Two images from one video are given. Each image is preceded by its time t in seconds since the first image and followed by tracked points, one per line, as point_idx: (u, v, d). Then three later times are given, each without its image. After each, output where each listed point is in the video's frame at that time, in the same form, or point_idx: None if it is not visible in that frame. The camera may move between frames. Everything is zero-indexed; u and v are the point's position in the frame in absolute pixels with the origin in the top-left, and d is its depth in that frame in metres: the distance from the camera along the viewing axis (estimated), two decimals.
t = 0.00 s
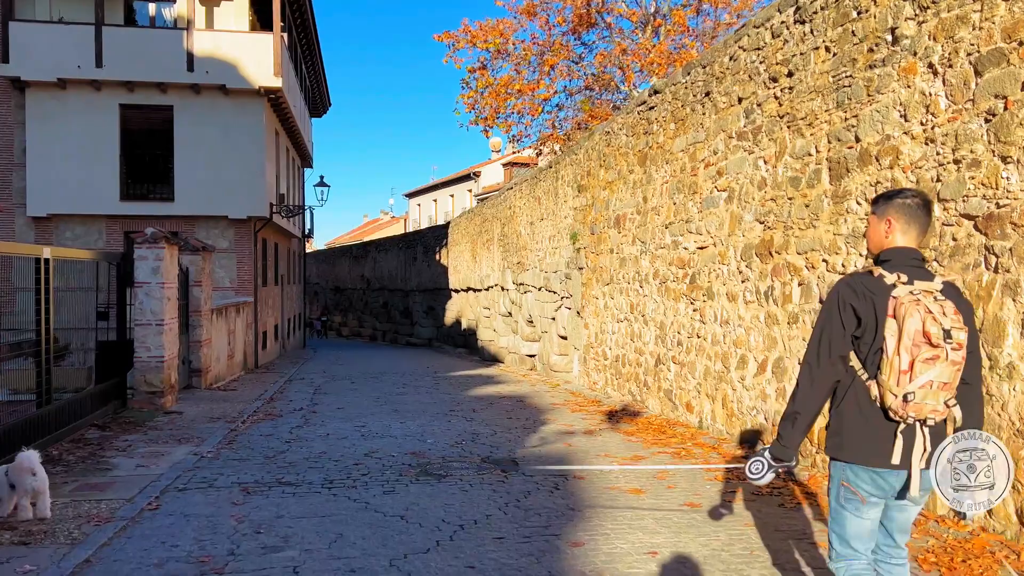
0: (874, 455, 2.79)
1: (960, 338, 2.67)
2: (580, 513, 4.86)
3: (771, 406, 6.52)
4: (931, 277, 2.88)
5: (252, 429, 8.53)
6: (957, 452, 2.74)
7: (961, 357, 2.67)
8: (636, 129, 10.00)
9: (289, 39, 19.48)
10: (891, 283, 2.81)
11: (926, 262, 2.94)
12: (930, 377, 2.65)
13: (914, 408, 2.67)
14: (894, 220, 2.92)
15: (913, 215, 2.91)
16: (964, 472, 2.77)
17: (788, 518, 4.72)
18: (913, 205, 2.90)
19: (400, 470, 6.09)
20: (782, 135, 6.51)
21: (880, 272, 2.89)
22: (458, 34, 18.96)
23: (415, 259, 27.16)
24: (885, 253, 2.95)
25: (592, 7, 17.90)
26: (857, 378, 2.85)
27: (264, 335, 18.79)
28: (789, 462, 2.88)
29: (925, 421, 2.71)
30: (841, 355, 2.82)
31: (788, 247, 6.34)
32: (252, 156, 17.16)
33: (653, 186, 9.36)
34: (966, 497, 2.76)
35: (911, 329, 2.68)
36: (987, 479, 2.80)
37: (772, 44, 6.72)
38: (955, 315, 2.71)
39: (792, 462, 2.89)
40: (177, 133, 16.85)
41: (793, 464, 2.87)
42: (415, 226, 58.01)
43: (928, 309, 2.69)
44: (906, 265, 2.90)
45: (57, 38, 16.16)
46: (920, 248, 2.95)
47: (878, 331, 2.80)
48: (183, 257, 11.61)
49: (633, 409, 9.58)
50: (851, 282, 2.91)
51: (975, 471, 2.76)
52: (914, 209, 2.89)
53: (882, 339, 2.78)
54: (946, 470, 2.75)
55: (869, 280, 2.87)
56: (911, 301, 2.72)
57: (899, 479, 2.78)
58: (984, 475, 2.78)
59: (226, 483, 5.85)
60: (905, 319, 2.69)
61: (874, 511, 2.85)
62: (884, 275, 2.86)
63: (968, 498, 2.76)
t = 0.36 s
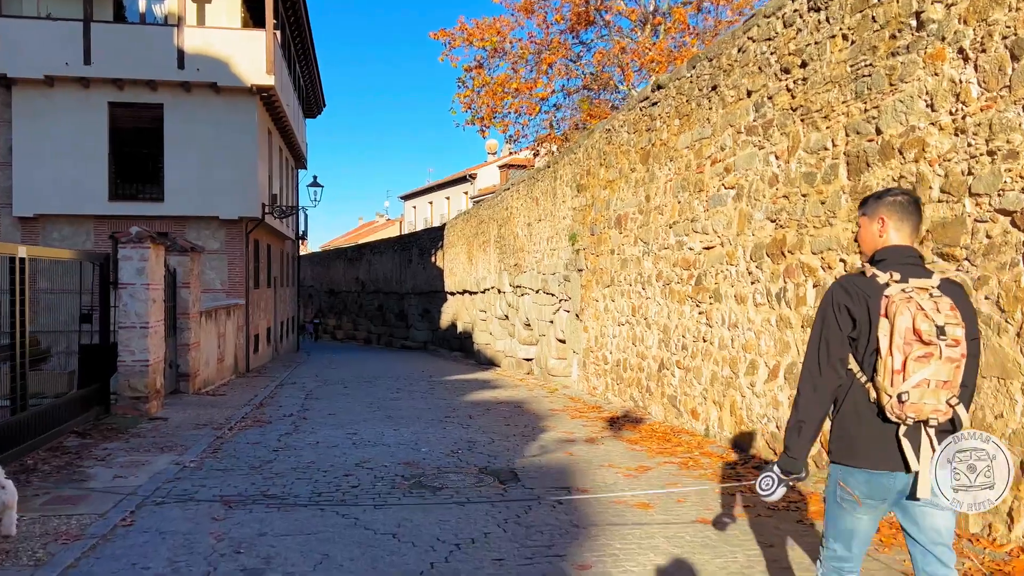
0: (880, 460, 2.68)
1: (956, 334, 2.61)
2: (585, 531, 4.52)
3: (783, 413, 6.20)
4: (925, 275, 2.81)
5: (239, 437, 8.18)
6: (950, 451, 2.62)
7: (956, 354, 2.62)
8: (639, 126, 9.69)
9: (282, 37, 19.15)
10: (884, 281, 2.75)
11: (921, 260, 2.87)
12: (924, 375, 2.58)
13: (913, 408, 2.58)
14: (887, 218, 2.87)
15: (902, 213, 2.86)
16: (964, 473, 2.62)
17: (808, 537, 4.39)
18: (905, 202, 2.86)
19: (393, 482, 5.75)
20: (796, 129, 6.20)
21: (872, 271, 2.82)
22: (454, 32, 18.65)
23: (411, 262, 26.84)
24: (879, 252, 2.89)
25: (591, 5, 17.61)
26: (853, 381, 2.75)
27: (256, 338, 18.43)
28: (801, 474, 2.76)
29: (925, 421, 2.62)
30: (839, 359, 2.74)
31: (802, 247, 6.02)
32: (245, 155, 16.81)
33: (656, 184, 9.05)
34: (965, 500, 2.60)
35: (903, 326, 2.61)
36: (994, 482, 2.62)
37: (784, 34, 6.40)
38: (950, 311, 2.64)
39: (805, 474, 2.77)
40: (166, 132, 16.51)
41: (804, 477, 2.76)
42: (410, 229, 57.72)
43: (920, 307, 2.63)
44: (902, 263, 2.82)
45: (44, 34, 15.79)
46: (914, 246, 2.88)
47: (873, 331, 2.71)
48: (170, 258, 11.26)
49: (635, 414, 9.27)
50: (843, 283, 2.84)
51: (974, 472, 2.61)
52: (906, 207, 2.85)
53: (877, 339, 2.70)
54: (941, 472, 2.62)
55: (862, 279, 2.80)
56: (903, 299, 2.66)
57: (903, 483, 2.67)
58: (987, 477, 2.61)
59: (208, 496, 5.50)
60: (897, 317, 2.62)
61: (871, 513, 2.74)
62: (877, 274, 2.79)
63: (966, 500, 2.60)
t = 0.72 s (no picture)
0: (875, 456, 2.69)
1: (942, 329, 2.62)
2: (596, 546, 4.24)
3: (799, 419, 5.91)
4: (908, 269, 2.81)
5: (230, 442, 7.88)
6: (955, 452, 2.71)
7: (944, 349, 2.62)
8: (645, 121, 9.37)
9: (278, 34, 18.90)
10: (867, 281, 2.75)
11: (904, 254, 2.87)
12: (914, 373, 2.60)
13: (905, 406, 2.60)
14: (867, 216, 2.85)
15: (881, 209, 2.86)
16: (964, 472, 2.74)
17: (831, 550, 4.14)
18: (883, 198, 2.86)
19: (391, 491, 5.46)
20: (813, 121, 5.91)
21: (856, 270, 2.82)
22: (453, 30, 18.40)
23: (408, 263, 26.55)
24: (862, 250, 2.89)
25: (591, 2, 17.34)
26: (844, 382, 2.77)
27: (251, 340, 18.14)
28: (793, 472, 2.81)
29: (919, 417, 2.64)
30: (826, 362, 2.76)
31: (821, 245, 5.74)
32: (239, 153, 16.51)
33: (662, 181, 8.76)
34: (966, 499, 2.73)
35: (888, 325, 2.63)
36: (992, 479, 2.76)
37: (800, 22, 6.12)
38: (935, 305, 2.65)
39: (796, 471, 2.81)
40: (159, 128, 16.20)
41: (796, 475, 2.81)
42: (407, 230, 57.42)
43: (905, 303, 2.64)
44: (884, 260, 2.83)
45: (35, 30, 15.49)
46: (896, 242, 2.88)
47: (860, 331, 2.73)
48: (162, 257, 10.96)
49: (640, 419, 8.97)
50: (827, 285, 2.85)
51: (976, 473, 2.73)
52: (884, 203, 2.85)
53: (864, 338, 2.72)
54: (944, 471, 2.72)
55: (845, 280, 2.81)
56: (887, 297, 2.68)
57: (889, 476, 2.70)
58: (987, 477, 2.73)
59: (195, 507, 5.17)
60: (882, 316, 2.64)
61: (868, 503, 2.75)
62: (860, 273, 2.79)
63: (967, 500, 2.73)
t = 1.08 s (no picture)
0: (878, 468, 2.60)
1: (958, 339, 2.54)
2: (611, 570, 3.92)
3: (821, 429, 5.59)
4: (917, 279, 2.75)
5: (221, 451, 7.53)
6: (950, 452, 2.55)
7: (959, 360, 2.55)
8: (654, 117, 9.02)
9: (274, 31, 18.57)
10: (879, 287, 2.68)
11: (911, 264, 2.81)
12: (930, 383, 2.51)
13: (918, 418, 2.51)
14: (876, 222, 2.81)
15: (890, 216, 2.81)
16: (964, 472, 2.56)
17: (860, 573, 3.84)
18: (890, 206, 2.81)
19: (389, 506, 5.12)
20: (836, 113, 5.58)
21: (867, 277, 2.75)
22: (452, 27, 18.07)
23: (406, 264, 26.20)
24: (870, 257, 2.82)
25: None
26: (851, 391, 2.68)
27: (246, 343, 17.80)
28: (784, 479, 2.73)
29: (929, 430, 2.55)
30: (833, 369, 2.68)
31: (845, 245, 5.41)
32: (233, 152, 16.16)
33: (672, 179, 8.43)
34: (964, 499, 2.55)
35: (905, 334, 2.54)
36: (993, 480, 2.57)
37: (822, 10, 5.79)
38: (949, 316, 2.58)
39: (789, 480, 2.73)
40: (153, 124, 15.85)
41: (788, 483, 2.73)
42: (406, 231, 57.09)
43: (921, 312, 2.56)
44: (893, 268, 2.77)
45: (24, 26, 15.13)
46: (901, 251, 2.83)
47: (871, 339, 2.65)
48: (152, 257, 10.61)
49: (648, 426, 8.63)
50: (837, 290, 2.77)
51: (975, 473, 2.54)
52: (893, 211, 2.80)
53: (876, 346, 2.63)
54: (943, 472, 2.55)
55: (856, 285, 2.73)
56: (903, 305, 2.59)
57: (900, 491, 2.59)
58: (987, 477, 2.55)
59: (180, 525, 4.82)
60: (899, 324, 2.55)
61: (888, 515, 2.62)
62: (871, 279, 2.71)
63: (966, 500, 2.55)
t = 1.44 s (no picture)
0: (909, 465, 2.51)
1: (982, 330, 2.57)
2: None
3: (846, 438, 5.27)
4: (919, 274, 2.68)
5: (211, 460, 7.18)
6: (954, 451, 2.54)
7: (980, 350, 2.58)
8: (664, 112, 8.65)
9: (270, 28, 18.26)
10: (909, 280, 2.56)
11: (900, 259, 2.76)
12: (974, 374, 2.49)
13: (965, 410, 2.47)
14: (881, 214, 2.70)
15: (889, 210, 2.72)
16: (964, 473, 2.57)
17: None
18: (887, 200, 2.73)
19: (389, 521, 4.78)
20: (864, 104, 5.26)
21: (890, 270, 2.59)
22: (452, 24, 17.77)
23: (404, 266, 25.83)
24: (877, 250, 2.70)
25: None
26: (883, 389, 2.51)
27: (240, 346, 17.46)
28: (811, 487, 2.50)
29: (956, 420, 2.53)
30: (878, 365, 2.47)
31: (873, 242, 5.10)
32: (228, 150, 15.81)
33: (684, 176, 8.07)
34: (967, 499, 2.54)
35: (951, 326, 2.47)
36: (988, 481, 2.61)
37: None
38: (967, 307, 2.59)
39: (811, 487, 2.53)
40: (145, 121, 15.50)
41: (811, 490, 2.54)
42: (403, 232, 56.68)
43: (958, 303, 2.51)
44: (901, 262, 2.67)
45: (13, 21, 14.76)
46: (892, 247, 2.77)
47: (908, 332, 2.53)
48: (142, 258, 10.26)
49: (657, 433, 8.28)
50: (864, 282, 2.55)
51: (976, 472, 2.56)
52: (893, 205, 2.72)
53: (915, 340, 2.53)
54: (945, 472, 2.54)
55: (886, 278, 2.57)
56: (942, 297, 2.51)
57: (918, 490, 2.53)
58: (986, 477, 2.58)
59: (163, 544, 4.46)
60: (946, 316, 2.47)
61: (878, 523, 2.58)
62: (898, 273, 2.58)
63: (969, 500, 2.53)
